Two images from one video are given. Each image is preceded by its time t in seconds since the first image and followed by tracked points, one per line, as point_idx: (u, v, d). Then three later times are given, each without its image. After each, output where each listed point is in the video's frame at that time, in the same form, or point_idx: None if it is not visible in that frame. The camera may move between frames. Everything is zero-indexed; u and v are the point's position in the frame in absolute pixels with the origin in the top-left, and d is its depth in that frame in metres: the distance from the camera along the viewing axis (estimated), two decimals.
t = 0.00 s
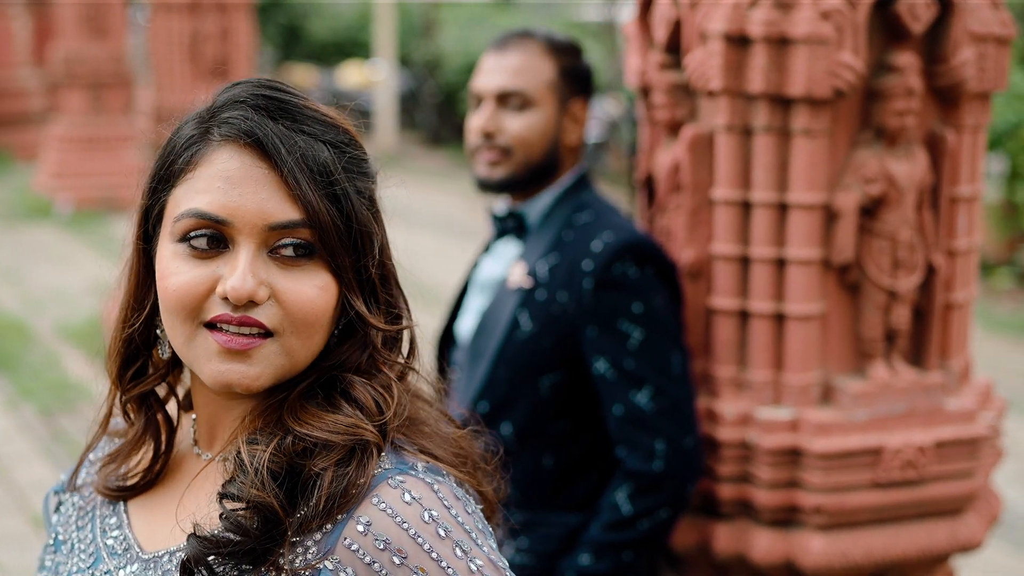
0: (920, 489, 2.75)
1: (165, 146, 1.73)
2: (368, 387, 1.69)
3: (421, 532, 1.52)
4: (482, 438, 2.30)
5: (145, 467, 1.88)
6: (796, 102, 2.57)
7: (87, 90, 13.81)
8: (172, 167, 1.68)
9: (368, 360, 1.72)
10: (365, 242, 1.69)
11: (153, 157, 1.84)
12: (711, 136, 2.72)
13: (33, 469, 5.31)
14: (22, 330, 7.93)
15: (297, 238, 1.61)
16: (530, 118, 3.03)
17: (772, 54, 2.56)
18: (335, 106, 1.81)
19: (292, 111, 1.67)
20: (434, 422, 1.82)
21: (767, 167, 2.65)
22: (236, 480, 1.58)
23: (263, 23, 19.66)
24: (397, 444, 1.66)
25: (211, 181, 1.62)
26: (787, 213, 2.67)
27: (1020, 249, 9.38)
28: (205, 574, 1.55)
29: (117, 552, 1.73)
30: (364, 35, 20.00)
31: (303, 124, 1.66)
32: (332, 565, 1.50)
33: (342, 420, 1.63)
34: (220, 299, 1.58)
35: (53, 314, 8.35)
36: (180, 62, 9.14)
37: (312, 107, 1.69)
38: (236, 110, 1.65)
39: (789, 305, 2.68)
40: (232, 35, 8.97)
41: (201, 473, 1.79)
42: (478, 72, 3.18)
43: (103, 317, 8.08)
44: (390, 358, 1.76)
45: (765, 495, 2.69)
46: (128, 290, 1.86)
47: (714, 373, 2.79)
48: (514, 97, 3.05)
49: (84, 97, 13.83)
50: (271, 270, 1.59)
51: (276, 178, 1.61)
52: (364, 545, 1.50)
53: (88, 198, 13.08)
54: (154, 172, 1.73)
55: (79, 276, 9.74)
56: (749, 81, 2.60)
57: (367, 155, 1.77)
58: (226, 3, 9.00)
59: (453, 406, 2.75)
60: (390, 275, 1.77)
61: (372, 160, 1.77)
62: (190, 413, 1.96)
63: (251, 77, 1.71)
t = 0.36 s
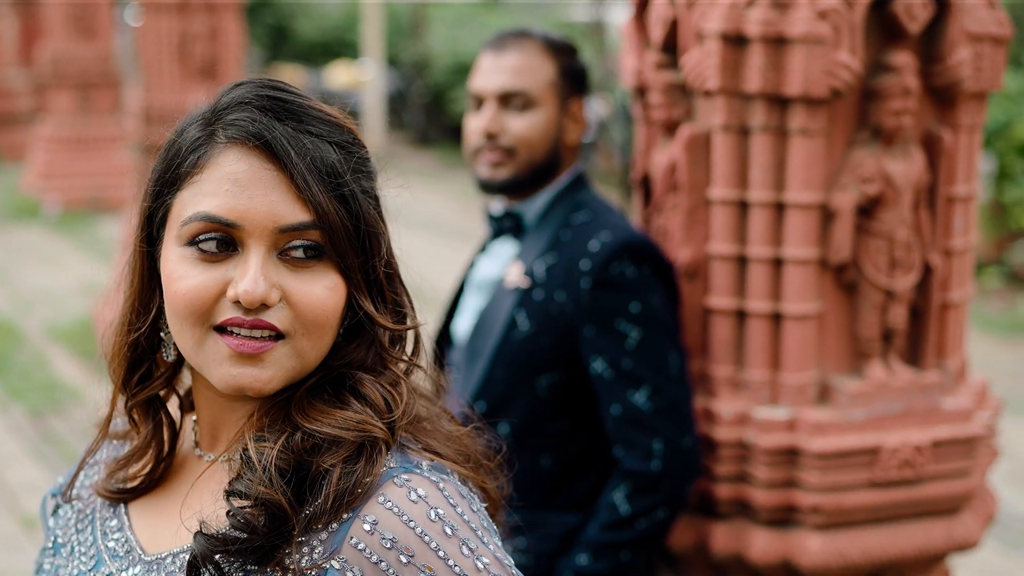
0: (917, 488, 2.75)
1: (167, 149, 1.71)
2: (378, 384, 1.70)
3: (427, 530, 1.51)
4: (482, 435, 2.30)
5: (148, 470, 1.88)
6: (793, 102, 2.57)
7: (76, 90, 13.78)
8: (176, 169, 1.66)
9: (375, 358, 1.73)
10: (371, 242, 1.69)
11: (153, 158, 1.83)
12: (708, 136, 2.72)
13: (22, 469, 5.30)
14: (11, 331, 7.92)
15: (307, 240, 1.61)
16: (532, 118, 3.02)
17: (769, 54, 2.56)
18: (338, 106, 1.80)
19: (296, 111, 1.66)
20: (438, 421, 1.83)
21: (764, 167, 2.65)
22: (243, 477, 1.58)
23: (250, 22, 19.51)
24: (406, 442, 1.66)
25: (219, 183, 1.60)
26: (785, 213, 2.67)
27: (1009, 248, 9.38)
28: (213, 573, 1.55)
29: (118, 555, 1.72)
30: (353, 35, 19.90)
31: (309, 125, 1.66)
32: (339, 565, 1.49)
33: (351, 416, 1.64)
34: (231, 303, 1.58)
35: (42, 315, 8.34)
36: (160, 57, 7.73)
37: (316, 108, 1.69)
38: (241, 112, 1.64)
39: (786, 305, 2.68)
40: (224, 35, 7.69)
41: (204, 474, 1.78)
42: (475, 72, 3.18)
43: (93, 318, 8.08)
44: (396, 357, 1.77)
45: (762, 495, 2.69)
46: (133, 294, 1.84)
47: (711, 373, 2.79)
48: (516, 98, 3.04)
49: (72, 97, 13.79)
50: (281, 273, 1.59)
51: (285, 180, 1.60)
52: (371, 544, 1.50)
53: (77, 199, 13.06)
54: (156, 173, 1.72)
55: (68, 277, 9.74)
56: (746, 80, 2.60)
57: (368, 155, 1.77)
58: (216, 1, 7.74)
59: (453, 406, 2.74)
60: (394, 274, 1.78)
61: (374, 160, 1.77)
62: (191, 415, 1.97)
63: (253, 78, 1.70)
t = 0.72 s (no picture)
0: (916, 487, 2.76)
1: (173, 150, 1.70)
2: (386, 383, 1.71)
3: (437, 529, 1.51)
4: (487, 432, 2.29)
5: (151, 473, 1.87)
6: (792, 101, 2.57)
7: (64, 91, 13.77)
8: (184, 171, 1.65)
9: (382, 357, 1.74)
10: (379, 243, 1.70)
11: (157, 159, 1.82)
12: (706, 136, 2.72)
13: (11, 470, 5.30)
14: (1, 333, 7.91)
15: (317, 242, 1.61)
16: (535, 119, 3.03)
17: (767, 54, 2.56)
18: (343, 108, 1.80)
19: (304, 113, 1.66)
20: (444, 420, 1.83)
21: (763, 167, 2.65)
22: (252, 477, 1.58)
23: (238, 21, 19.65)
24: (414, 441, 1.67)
25: (229, 186, 1.60)
26: (783, 213, 2.67)
27: (996, 249, 9.31)
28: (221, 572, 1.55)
29: (123, 558, 1.72)
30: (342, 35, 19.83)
31: (316, 126, 1.65)
32: (348, 563, 1.49)
33: (361, 413, 1.64)
34: (242, 306, 1.57)
35: (32, 316, 8.33)
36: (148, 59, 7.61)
37: (323, 110, 1.68)
38: (249, 114, 1.64)
39: (784, 305, 2.68)
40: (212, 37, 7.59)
41: (208, 476, 1.78)
42: (473, 72, 3.17)
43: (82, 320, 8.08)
44: (404, 356, 1.78)
45: (760, 495, 2.69)
46: (137, 297, 1.83)
47: (709, 372, 2.79)
48: (520, 98, 3.04)
49: (60, 98, 13.78)
50: (292, 275, 1.59)
51: (295, 182, 1.60)
52: (380, 544, 1.49)
53: (65, 199, 13.06)
54: (162, 176, 1.70)
55: (56, 279, 9.72)
56: (744, 81, 2.60)
57: (374, 156, 1.77)
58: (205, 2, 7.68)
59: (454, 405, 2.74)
60: (401, 275, 1.78)
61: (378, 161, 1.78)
62: (193, 417, 1.96)
63: (258, 80, 1.70)
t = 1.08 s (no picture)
0: (914, 486, 2.76)
1: (181, 151, 1.69)
2: (396, 380, 1.71)
3: (447, 526, 1.51)
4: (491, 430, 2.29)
5: (153, 475, 1.87)
6: (790, 100, 2.57)
7: (51, 90, 13.73)
8: (193, 173, 1.65)
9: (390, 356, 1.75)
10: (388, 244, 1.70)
11: (163, 159, 1.81)
12: (703, 135, 2.72)
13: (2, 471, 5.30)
14: None
15: (328, 243, 1.61)
16: (538, 118, 3.03)
17: (765, 53, 2.56)
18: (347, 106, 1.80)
19: (312, 113, 1.65)
20: (451, 418, 1.83)
21: (760, 167, 2.65)
22: (261, 476, 1.58)
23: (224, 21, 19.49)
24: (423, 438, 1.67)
25: (240, 187, 1.59)
26: (781, 212, 2.67)
27: (984, 249, 9.25)
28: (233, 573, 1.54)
29: (128, 560, 1.72)
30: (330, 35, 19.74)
31: (324, 126, 1.65)
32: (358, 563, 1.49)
33: (371, 410, 1.64)
34: (254, 307, 1.57)
35: (20, 317, 8.32)
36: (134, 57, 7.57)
37: (331, 109, 1.68)
38: (259, 114, 1.63)
39: (782, 304, 2.68)
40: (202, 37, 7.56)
41: (214, 477, 1.77)
42: (472, 70, 3.16)
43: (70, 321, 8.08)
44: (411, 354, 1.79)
45: (759, 494, 2.70)
46: (141, 299, 1.82)
47: (707, 372, 2.79)
48: (522, 98, 3.04)
49: (48, 98, 13.75)
50: (303, 276, 1.59)
51: (307, 183, 1.60)
52: (392, 542, 1.49)
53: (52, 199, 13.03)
54: (170, 177, 1.69)
55: (44, 279, 9.71)
56: (742, 80, 2.60)
57: (380, 156, 1.78)
58: (194, 1, 7.62)
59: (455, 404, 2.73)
60: (407, 274, 1.78)
61: (384, 161, 1.78)
62: (196, 419, 1.96)
63: (264, 79, 1.69)
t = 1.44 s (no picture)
0: (913, 484, 2.76)
1: (191, 151, 1.68)
2: (407, 378, 1.72)
3: (458, 524, 1.51)
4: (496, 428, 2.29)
5: (158, 476, 1.87)
6: (788, 99, 2.57)
7: (39, 90, 13.67)
8: (202, 174, 1.64)
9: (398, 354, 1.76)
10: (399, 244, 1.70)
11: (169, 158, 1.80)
12: (701, 135, 2.72)
13: None
14: None
15: (340, 242, 1.61)
16: (539, 118, 3.03)
17: (763, 52, 2.57)
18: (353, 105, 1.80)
19: (322, 112, 1.65)
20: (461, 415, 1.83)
21: (759, 166, 2.65)
22: (272, 476, 1.58)
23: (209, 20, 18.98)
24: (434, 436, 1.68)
25: (253, 188, 1.58)
26: (780, 211, 2.67)
27: (973, 247, 9.24)
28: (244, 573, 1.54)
29: (135, 562, 1.71)
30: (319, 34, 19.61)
31: (335, 126, 1.65)
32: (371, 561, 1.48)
33: (383, 408, 1.64)
34: (268, 307, 1.57)
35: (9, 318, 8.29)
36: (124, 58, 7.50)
37: (340, 108, 1.68)
38: (270, 114, 1.62)
39: (780, 303, 2.68)
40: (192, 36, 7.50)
41: (223, 478, 1.77)
42: (472, 69, 3.15)
43: (58, 322, 8.07)
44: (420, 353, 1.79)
45: (758, 493, 2.70)
46: (149, 301, 1.80)
47: (705, 371, 2.79)
48: (524, 97, 3.04)
49: (35, 98, 13.68)
50: (316, 275, 1.59)
51: (320, 183, 1.59)
52: (404, 540, 1.49)
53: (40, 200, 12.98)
54: (178, 178, 1.68)
55: (32, 280, 9.69)
56: (740, 79, 2.60)
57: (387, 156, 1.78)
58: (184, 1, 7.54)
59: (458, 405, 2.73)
60: (415, 274, 1.79)
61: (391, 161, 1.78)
62: (202, 421, 1.95)
63: (273, 78, 1.68)
